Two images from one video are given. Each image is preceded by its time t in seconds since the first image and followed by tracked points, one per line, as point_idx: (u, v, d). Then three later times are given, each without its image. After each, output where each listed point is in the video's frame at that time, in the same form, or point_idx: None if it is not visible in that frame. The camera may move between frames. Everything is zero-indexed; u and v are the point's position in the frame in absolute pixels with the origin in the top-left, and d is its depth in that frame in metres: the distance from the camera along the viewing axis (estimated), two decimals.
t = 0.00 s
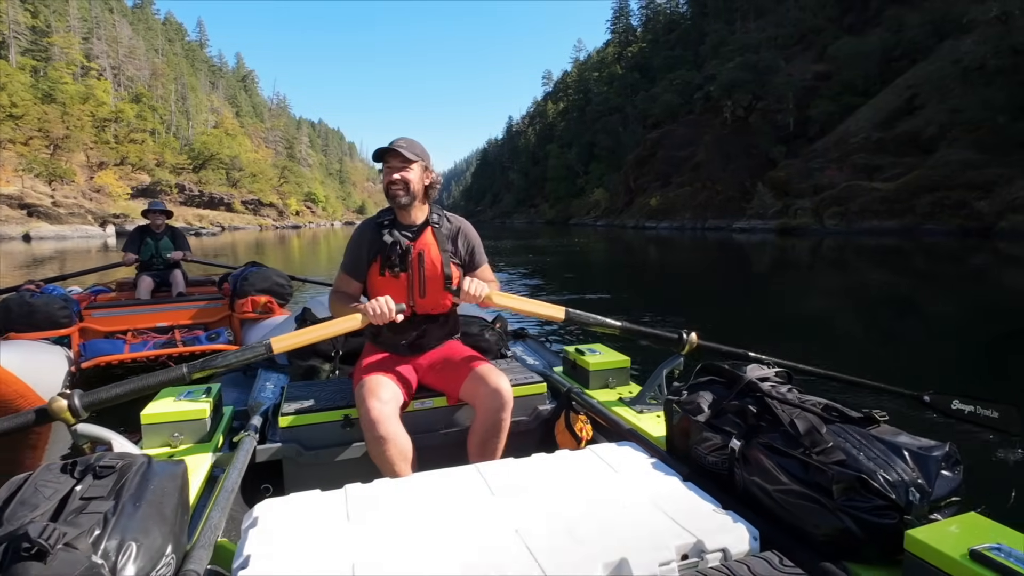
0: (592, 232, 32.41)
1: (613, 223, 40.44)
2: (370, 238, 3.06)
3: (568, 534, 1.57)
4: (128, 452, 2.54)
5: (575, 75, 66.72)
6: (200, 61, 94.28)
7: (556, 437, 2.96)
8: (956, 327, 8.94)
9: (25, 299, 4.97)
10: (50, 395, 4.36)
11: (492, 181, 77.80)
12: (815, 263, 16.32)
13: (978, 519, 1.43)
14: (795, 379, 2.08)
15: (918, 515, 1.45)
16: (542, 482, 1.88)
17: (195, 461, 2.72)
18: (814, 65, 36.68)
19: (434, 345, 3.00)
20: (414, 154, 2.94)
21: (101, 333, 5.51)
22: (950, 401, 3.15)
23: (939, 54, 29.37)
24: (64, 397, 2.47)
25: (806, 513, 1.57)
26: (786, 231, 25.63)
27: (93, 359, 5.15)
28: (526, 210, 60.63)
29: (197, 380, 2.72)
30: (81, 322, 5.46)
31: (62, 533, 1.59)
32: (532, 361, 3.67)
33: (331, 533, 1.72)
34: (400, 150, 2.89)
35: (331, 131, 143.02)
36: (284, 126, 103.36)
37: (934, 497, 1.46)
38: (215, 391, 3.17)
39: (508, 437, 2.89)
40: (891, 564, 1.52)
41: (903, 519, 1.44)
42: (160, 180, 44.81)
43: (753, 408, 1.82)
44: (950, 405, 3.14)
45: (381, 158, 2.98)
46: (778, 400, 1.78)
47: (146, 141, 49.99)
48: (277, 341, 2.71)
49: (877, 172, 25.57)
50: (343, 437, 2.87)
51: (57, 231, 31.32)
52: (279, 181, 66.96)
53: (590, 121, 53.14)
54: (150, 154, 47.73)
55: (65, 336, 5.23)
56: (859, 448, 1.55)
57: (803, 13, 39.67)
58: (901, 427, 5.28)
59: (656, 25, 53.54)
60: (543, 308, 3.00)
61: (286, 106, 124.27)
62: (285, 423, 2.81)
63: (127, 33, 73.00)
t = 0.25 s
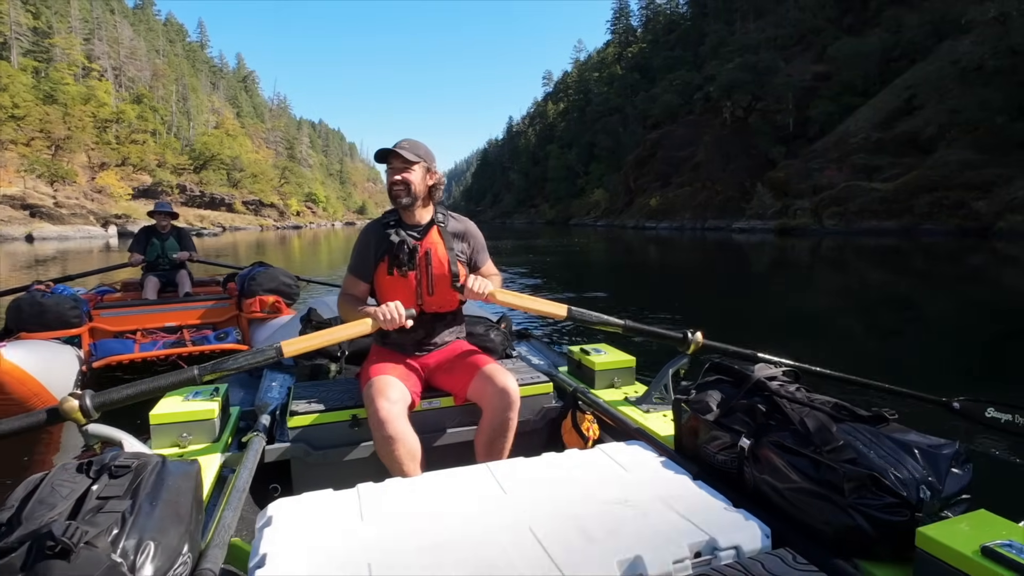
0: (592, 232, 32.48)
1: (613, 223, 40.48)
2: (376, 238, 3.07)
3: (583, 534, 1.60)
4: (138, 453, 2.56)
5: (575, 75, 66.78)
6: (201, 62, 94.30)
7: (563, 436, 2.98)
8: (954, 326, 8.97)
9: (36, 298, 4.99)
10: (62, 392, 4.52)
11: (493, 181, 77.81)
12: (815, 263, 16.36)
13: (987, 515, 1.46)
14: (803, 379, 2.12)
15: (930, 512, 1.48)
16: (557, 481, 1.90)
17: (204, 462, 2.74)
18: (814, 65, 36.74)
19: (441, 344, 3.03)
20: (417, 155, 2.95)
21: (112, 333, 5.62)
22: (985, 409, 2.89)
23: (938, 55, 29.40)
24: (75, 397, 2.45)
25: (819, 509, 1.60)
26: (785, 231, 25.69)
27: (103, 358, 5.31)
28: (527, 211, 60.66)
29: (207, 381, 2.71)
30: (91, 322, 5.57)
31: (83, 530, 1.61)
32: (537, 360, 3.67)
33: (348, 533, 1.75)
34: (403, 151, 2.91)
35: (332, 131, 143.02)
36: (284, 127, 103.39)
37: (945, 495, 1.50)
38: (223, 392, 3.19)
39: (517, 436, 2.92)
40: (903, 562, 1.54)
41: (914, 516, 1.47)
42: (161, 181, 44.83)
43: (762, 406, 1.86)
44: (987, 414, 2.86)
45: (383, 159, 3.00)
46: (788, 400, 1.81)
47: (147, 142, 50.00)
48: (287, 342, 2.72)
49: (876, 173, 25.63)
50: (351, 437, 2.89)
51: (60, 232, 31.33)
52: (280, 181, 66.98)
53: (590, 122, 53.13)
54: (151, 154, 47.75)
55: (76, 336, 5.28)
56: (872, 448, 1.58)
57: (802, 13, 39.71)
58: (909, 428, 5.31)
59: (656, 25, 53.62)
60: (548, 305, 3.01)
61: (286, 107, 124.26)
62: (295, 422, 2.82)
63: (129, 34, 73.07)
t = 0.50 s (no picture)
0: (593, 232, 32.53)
1: (614, 224, 40.52)
2: (386, 238, 3.09)
3: (598, 530, 1.63)
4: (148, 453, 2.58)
5: (576, 75, 66.88)
6: (203, 62, 94.45)
7: (569, 435, 3.00)
8: (954, 326, 9.01)
9: (48, 298, 5.02)
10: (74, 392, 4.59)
11: (494, 181, 77.86)
12: (815, 263, 16.41)
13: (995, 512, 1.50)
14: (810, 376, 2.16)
15: (941, 509, 1.51)
16: (571, 477, 1.94)
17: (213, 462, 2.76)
18: (814, 66, 36.81)
19: (449, 343, 3.06)
20: (426, 157, 2.96)
21: (122, 332, 5.67)
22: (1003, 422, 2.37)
23: (938, 55, 29.45)
24: (86, 397, 2.45)
25: (829, 505, 1.64)
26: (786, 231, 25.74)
27: (116, 357, 5.40)
28: (528, 211, 60.71)
29: (217, 381, 2.72)
30: (102, 321, 5.61)
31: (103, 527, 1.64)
32: (542, 360, 3.68)
33: (366, 530, 1.77)
34: (413, 153, 2.93)
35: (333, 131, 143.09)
36: (286, 127, 103.50)
37: (955, 491, 1.53)
38: (230, 392, 3.21)
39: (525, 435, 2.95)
40: (913, 557, 1.58)
41: (925, 512, 1.50)
42: (163, 182, 44.93)
43: (771, 404, 1.91)
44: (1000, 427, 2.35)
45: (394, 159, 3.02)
46: (796, 398, 1.86)
47: (150, 142, 50.09)
48: (298, 343, 2.74)
49: (876, 173, 25.67)
50: (359, 436, 2.92)
51: (64, 232, 31.38)
52: (282, 181, 67.06)
53: (591, 122, 53.18)
54: (153, 155, 47.85)
55: (87, 335, 5.28)
56: (882, 445, 1.62)
57: (803, 13, 39.75)
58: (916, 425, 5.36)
59: (657, 26, 53.70)
60: (558, 300, 3.03)
61: (288, 108, 124.36)
62: (304, 422, 2.84)
63: (131, 35, 73.24)
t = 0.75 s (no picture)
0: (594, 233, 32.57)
1: (616, 224, 40.49)
2: (393, 238, 3.11)
3: (611, 526, 1.67)
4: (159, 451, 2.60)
5: (578, 76, 66.93)
6: (206, 64, 94.65)
7: (576, 434, 3.02)
8: (957, 326, 9.02)
9: (62, 298, 5.00)
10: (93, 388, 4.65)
11: (496, 182, 77.88)
12: (817, 263, 16.42)
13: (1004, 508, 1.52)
14: (816, 374, 2.20)
15: (951, 504, 1.55)
16: (583, 475, 1.97)
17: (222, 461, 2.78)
18: (816, 66, 36.81)
19: (456, 343, 3.08)
20: (431, 156, 3.00)
21: (133, 332, 5.71)
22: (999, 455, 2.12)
23: (940, 55, 29.44)
24: (99, 396, 2.45)
25: (840, 503, 1.68)
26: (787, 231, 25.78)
27: (130, 355, 5.48)
28: (529, 212, 60.72)
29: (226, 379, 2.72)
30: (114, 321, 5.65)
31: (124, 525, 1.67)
32: (547, 360, 3.69)
33: (382, 527, 1.80)
34: (419, 152, 2.97)
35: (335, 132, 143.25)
36: (288, 128, 103.63)
37: (965, 488, 1.57)
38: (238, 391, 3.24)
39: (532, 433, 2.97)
40: (922, 554, 1.61)
41: (937, 508, 1.53)
42: (167, 183, 45.08)
43: (779, 402, 1.94)
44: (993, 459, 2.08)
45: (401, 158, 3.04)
46: (805, 397, 1.89)
47: (153, 143, 50.22)
48: (305, 337, 2.76)
49: (878, 173, 25.67)
50: (367, 436, 2.94)
51: (70, 233, 31.46)
52: (284, 182, 67.15)
53: (593, 123, 53.20)
54: (157, 156, 47.99)
55: (100, 335, 5.29)
56: (893, 442, 1.65)
57: (804, 14, 39.76)
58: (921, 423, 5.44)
59: (659, 27, 53.67)
60: (570, 289, 3.06)
61: (290, 109, 124.71)
62: (313, 421, 2.87)
63: (135, 37, 73.47)
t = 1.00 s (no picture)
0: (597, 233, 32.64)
1: (619, 224, 40.51)
2: (400, 238, 3.12)
3: (624, 524, 1.69)
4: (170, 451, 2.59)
5: (582, 77, 66.98)
6: (210, 65, 95.05)
7: (582, 435, 3.04)
8: (960, 326, 9.02)
9: (76, 299, 5.04)
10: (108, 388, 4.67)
11: (500, 183, 77.93)
12: (821, 264, 16.43)
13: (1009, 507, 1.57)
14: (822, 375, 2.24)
15: (959, 504, 1.58)
16: (594, 474, 2.00)
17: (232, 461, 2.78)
18: (820, 66, 36.81)
19: (462, 344, 3.10)
20: (435, 157, 3.02)
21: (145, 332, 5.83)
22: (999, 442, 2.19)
23: (943, 56, 29.40)
24: (111, 396, 2.42)
25: (847, 503, 1.71)
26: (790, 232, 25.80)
27: (145, 355, 5.57)
28: (533, 212, 60.76)
29: (234, 376, 2.68)
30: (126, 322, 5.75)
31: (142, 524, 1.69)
32: (553, 360, 3.70)
33: (397, 526, 1.83)
34: (424, 154, 3.00)
35: (339, 133, 143.50)
36: (292, 129, 103.95)
37: (972, 488, 1.60)
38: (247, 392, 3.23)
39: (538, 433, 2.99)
40: (931, 553, 1.64)
41: (944, 508, 1.57)
42: (172, 184, 45.29)
43: (788, 402, 1.98)
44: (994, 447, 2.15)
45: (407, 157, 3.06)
46: (813, 397, 1.93)
47: (158, 145, 50.46)
48: (312, 332, 2.73)
49: (880, 173, 25.66)
50: (375, 435, 2.95)
51: (76, 234, 31.64)
52: (288, 183, 67.35)
53: (596, 123, 53.23)
54: (162, 158, 48.22)
55: (114, 335, 5.31)
56: (900, 443, 1.69)
57: (808, 14, 39.75)
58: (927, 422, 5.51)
59: (663, 28, 53.73)
60: (581, 281, 3.09)
61: (294, 110, 125.10)
62: (322, 421, 2.89)
63: (140, 39, 73.83)
